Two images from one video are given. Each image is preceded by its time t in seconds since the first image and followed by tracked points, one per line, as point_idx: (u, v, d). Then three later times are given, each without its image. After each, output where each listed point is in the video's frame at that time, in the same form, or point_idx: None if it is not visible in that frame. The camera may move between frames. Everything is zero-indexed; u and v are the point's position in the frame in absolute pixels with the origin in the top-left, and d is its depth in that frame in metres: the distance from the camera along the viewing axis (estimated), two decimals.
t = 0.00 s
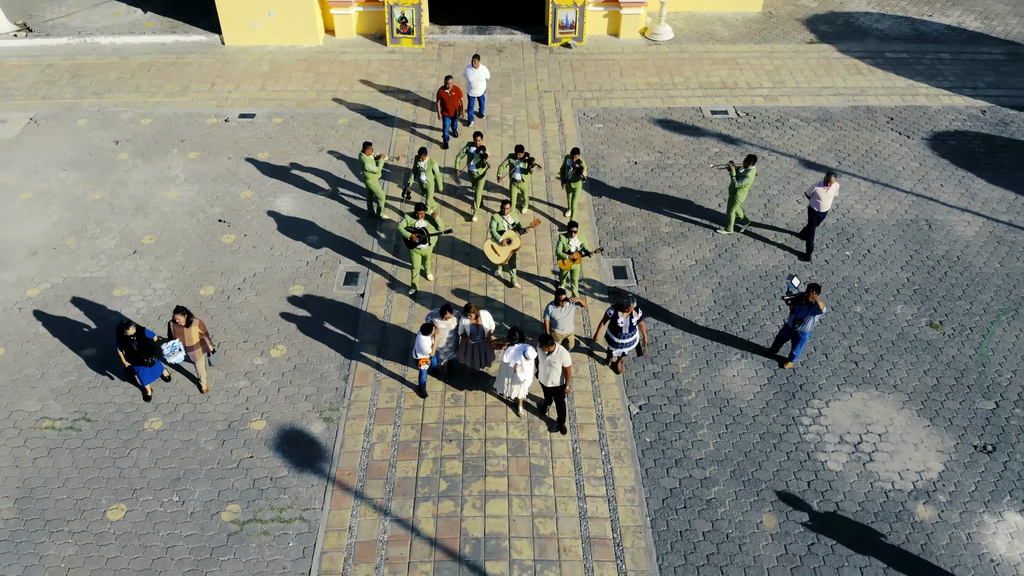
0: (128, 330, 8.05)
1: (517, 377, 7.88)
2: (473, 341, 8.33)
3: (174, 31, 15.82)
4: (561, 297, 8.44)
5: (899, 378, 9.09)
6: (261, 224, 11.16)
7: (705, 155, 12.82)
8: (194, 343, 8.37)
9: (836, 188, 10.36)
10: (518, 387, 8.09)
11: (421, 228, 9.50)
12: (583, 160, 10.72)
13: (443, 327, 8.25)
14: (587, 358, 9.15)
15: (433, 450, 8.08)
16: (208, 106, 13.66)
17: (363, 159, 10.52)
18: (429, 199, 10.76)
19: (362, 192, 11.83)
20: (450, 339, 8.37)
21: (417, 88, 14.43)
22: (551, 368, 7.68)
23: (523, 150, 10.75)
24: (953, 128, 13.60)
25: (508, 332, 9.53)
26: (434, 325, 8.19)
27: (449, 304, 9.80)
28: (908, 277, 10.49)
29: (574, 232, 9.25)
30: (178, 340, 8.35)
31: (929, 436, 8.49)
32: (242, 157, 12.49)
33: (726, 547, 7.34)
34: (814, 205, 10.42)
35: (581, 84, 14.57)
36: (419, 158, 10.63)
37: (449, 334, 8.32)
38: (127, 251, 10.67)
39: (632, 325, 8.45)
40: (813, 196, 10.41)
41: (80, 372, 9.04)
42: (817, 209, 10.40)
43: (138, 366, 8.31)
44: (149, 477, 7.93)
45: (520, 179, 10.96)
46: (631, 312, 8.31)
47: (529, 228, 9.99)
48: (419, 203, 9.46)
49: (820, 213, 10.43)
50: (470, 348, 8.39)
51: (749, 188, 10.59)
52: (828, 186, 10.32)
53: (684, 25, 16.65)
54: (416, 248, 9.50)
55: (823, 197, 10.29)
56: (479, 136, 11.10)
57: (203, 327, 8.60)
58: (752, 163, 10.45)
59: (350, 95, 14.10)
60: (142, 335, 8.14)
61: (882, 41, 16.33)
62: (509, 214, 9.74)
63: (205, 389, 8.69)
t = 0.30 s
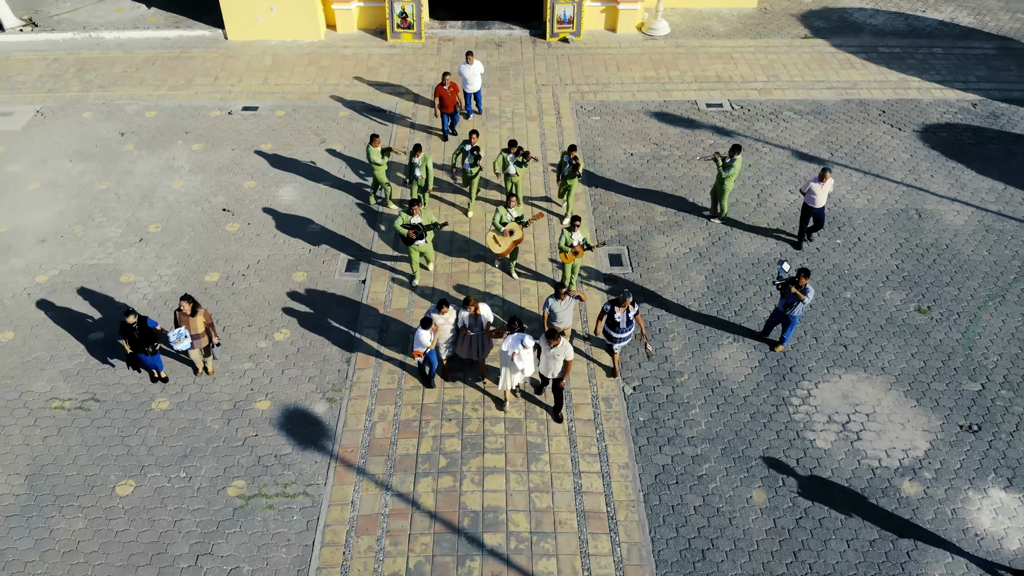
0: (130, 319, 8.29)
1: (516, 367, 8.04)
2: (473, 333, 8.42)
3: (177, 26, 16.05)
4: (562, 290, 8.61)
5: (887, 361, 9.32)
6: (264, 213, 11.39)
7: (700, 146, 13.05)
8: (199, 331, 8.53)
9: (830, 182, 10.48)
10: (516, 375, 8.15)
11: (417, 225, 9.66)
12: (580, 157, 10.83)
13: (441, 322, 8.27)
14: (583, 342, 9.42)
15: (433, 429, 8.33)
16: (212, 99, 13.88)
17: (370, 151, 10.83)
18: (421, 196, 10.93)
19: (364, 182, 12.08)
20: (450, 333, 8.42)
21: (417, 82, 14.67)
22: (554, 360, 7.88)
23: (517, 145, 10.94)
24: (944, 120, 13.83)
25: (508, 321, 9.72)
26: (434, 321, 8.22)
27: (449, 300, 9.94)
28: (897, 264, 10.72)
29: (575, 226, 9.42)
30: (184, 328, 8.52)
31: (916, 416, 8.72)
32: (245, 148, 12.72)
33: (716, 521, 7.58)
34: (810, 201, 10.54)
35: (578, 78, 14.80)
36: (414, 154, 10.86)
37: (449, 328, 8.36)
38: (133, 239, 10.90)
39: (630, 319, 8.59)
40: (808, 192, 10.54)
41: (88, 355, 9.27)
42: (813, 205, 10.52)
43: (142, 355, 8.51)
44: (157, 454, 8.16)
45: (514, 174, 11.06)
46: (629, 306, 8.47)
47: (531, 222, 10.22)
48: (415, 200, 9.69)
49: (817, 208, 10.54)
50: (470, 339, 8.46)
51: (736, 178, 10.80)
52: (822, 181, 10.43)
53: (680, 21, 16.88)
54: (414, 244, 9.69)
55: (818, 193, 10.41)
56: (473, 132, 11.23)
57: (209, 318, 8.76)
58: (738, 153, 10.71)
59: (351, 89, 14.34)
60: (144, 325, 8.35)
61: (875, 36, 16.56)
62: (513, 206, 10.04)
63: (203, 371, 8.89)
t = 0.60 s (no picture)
0: (137, 309, 8.50)
1: (515, 356, 8.31)
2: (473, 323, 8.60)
3: (181, 20, 16.30)
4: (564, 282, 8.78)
5: (876, 342, 9.57)
6: (268, 201, 11.64)
7: (695, 137, 13.30)
8: (204, 319, 8.67)
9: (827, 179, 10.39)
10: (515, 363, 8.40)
11: (418, 220, 9.74)
12: (575, 151, 10.96)
13: (441, 312, 8.54)
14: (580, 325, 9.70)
15: (433, 406, 8.61)
16: (216, 92, 14.13)
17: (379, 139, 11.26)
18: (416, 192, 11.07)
19: (365, 172, 12.34)
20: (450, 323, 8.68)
21: (417, 74, 14.93)
22: (558, 347, 8.06)
23: (514, 140, 11.02)
24: (935, 112, 14.08)
25: (507, 307, 9.99)
26: (434, 312, 8.48)
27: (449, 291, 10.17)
28: (887, 250, 10.96)
29: (575, 220, 9.52)
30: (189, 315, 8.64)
31: (903, 394, 8.96)
32: (249, 138, 12.97)
33: (707, 493, 7.83)
34: (806, 197, 10.55)
35: (576, 71, 15.05)
36: (407, 150, 11.00)
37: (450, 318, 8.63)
38: (140, 225, 11.15)
39: (627, 310, 8.75)
40: (805, 188, 10.54)
41: (98, 337, 9.52)
42: (809, 201, 10.54)
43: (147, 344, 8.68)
44: (165, 429, 8.41)
45: (511, 168, 11.17)
46: (625, 296, 8.63)
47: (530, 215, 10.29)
48: (417, 195, 9.72)
49: (812, 204, 10.56)
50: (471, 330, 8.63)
51: (721, 167, 11.04)
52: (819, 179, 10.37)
53: (676, 15, 17.13)
54: (415, 239, 9.69)
55: (813, 190, 10.41)
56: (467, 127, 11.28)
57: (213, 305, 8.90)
58: (722, 140, 10.95)
59: (353, 81, 14.60)
60: (149, 313, 8.54)
61: (869, 30, 16.81)
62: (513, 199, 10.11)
63: (205, 366, 8.94)
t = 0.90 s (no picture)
0: (144, 296, 8.55)
1: (512, 343, 8.40)
2: (473, 311, 8.86)
3: (186, 14, 16.56)
4: (560, 272, 8.75)
5: (864, 323, 9.83)
6: (272, 188, 11.91)
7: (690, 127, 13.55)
8: (208, 305, 8.87)
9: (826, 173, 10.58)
10: (513, 351, 8.55)
11: (423, 211, 9.90)
12: (568, 145, 11.15)
13: (444, 301, 8.65)
14: (576, 307, 9.99)
15: (434, 382, 8.89)
16: (220, 83, 14.40)
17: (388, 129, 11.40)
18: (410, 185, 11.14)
19: (367, 160, 12.61)
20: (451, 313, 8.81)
21: (418, 67, 15.19)
22: (558, 332, 8.19)
23: (512, 134, 11.23)
24: (926, 103, 14.35)
25: (506, 290, 10.28)
26: (435, 300, 8.61)
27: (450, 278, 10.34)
28: (877, 235, 11.23)
29: (573, 212, 9.71)
30: (193, 301, 8.84)
31: (890, 372, 9.23)
32: (253, 128, 13.24)
33: (699, 464, 8.10)
34: (803, 189, 10.69)
35: (574, 63, 15.32)
36: (399, 143, 11.09)
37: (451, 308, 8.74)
38: (148, 211, 11.41)
39: (627, 300, 8.76)
40: (803, 181, 10.67)
41: (107, 317, 9.79)
42: (808, 193, 10.66)
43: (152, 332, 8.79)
44: (174, 404, 8.68)
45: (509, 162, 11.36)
46: (626, 287, 8.63)
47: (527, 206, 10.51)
48: (422, 187, 9.94)
49: (811, 197, 10.69)
50: (471, 317, 8.92)
51: (704, 150, 11.36)
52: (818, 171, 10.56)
53: (673, 10, 17.40)
54: (420, 231, 9.92)
55: (812, 182, 10.55)
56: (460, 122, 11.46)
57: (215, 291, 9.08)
58: (705, 126, 11.25)
59: (355, 73, 14.86)
60: (156, 301, 8.61)
61: (862, 24, 17.08)
62: (508, 191, 10.28)
63: (212, 348, 9.20)
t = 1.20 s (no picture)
0: (150, 281, 8.77)
1: (514, 332, 8.57)
2: (472, 301, 8.96)
3: (190, 7, 16.84)
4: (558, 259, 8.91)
5: (853, 303, 10.11)
6: (277, 175, 12.19)
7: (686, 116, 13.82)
8: (210, 289, 9.08)
9: (820, 166, 10.80)
10: (514, 341, 8.68)
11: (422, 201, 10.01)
12: (563, 136, 11.30)
13: (445, 289, 8.77)
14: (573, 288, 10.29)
15: (435, 359, 9.19)
16: (225, 74, 14.67)
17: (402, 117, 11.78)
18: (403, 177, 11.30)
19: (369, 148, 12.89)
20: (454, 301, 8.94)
21: (419, 58, 15.47)
22: (559, 318, 8.45)
23: (508, 127, 11.40)
24: (917, 93, 14.62)
25: (504, 272, 10.59)
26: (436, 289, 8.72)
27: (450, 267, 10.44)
28: (867, 220, 11.50)
29: (575, 204, 9.79)
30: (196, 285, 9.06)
31: (878, 349, 9.50)
32: (257, 117, 13.52)
33: (691, 435, 8.40)
34: (799, 181, 10.82)
35: (572, 54, 15.59)
36: (394, 135, 11.25)
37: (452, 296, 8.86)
38: (155, 197, 11.69)
39: (630, 288, 8.97)
40: (798, 173, 10.83)
41: (117, 297, 10.07)
42: (803, 184, 10.81)
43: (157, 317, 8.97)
44: (183, 379, 8.97)
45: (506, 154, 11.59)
46: (629, 274, 8.85)
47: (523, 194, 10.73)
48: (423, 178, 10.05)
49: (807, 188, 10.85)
50: (471, 306, 9.00)
51: (690, 136, 11.60)
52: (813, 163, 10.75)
53: (670, 3, 17.67)
54: (420, 221, 10.02)
55: (808, 174, 10.71)
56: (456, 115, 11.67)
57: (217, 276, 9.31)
58: (689, 112, 11.50)
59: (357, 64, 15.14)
60: (162, 286, 8.81)
61: (856, 17, 17.35)
62: (505, 179, 10.52)
63: (222, 331, 9.43)
